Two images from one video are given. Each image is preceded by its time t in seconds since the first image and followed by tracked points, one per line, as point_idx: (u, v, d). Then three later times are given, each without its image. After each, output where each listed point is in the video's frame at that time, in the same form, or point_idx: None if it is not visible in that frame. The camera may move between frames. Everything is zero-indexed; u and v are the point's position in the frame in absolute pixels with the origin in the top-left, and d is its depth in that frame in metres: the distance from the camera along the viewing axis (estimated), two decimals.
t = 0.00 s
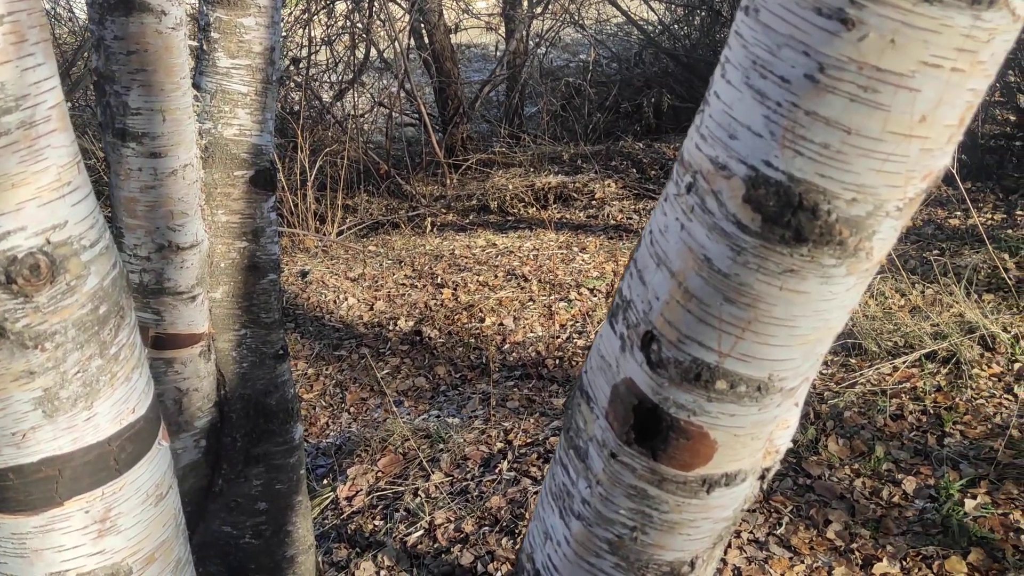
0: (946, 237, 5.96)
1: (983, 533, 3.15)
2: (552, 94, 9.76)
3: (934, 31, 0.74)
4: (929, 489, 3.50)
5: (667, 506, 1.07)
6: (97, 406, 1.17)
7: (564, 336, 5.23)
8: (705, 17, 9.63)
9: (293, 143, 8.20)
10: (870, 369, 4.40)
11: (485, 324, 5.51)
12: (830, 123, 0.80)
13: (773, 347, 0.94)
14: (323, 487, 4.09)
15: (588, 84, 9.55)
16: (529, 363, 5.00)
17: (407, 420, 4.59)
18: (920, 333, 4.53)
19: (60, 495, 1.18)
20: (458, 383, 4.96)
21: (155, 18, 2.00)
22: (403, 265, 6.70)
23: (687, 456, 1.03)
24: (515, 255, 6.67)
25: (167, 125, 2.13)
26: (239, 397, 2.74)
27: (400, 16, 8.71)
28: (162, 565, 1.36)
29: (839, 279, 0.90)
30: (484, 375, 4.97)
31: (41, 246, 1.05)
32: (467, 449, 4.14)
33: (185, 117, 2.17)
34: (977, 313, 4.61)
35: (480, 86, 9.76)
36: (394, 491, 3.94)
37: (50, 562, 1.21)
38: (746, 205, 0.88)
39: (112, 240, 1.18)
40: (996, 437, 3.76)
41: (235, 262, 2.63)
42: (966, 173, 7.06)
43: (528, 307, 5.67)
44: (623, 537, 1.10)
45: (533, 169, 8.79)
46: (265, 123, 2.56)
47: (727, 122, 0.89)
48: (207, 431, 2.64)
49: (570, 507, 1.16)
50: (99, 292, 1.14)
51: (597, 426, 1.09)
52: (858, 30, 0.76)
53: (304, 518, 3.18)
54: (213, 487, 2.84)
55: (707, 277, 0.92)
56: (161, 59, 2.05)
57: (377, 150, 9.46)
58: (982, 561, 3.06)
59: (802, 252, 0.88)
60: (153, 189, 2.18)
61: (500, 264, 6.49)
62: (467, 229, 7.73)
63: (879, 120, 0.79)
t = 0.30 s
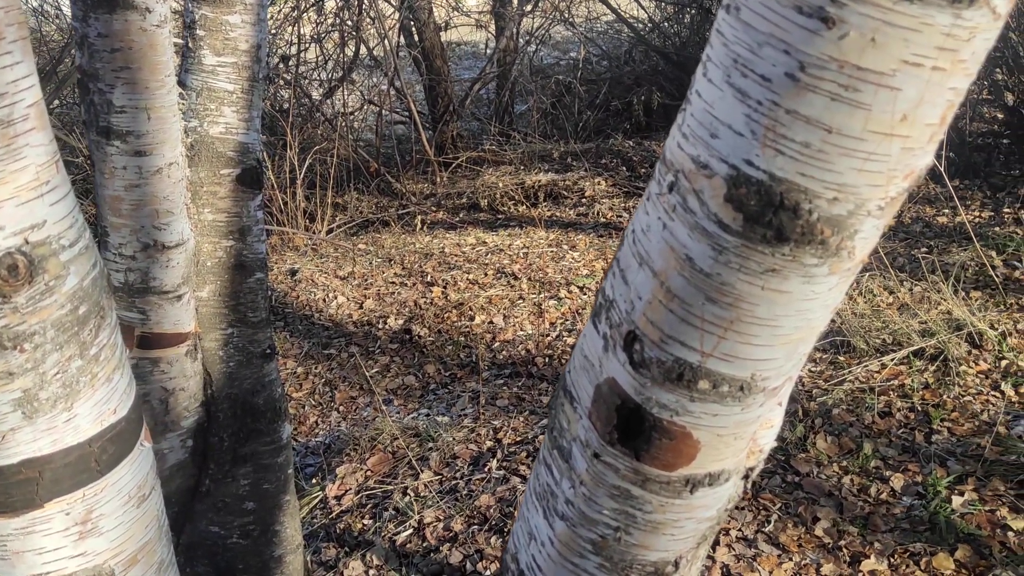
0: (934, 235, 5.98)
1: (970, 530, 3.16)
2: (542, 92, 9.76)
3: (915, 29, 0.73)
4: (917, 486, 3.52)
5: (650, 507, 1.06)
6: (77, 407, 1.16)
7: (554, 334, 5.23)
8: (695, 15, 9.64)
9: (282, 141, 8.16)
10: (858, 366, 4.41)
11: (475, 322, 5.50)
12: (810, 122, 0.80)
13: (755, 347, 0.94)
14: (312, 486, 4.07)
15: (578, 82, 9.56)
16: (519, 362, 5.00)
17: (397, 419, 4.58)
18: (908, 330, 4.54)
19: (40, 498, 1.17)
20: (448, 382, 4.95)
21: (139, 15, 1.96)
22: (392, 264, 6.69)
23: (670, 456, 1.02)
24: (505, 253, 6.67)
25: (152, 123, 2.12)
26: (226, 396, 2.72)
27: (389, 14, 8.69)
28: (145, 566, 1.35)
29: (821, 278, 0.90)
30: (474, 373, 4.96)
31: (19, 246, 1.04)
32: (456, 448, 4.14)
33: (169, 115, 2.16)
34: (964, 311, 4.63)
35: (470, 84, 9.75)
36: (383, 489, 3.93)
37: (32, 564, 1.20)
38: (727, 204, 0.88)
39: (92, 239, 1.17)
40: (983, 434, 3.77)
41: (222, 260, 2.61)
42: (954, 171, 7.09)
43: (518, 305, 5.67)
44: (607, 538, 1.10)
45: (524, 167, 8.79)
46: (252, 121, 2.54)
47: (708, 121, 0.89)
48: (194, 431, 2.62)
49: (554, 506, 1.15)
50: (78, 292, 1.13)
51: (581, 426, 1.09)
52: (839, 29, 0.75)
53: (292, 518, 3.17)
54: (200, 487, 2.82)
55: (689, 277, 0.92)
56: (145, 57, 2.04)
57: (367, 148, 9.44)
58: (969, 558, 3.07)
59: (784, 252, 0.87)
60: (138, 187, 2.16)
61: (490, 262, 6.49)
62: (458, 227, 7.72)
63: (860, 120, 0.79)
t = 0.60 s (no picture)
0: (920, 231, 6.00)
1: (955, 526, 3.18)
2: (530, 89, 9.76)
3: (894, 26, 0.73)
4: (902, 482, 3.53)
5: (632, 505, 1.06)
6: (55, 408, 1.14)
7: (542, 332, 5.23)
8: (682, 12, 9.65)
9: (269, 139, 8.13)
10: (845, 363, 4.42)
11: (462, 320, 5.50)
12: (790, 119, 0.80)
13: (736, 345, 0.94)
14: (298, 486, 4.06)
15: (565, 79, 9.58)
16: (506, 360, 4.99)
17: (384, 417, 4.57)
18: (894, 327, 4.56)
19: (18, 499, 1.15)
20: (435, 380, 4.94)
21: (121, 12, 1.95)
22: (380, 262, 6.67)
23: (651, 455, 1.02)
24: (492, 251, 6.66)
25: (134, 120, 2.10)
26: (210, 396, 2.71)
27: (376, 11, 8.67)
28: (125, 568, 1.34)
29: (802, 275, 0.90)
30: (461, 371, 4.96)
31: None
32: (444, 446, 4.13)
33: (151, 112, 2.14)
34: (949, 307, 4.65)
35: (457, 82, 9.73)
36: (369, 488, 3.92)
37: (9, 567, 1.18)
38: (707, 202, 0.87)
39: (68, 238, 1.16)
40: (968, 430, 3.79)
41: (205, 259, 2.59)
42: (939, 168, 7.12)
43: (505, 303, 5.67)
44: (589, 537, 1.10)
45: (511, 165, 8.78)
46: (235, 119, 2.52)
47: (688, 118, 0.88)
48: (177, 431, 2.61)
49: (536, 506, 1.15)
50: (55, 291, 1.11)
51: (562, 425, 1.08)
52: (817, 25, 0.75)
53: (277, 518, 3.16)
54: (185, 487, 2.80)
55: (670, 274, 0.91)
56: (127, 54, 2.02)
57: (354, 146, 9.42)
58: (954, 553, 3.08)
59: (765, 249, 0.87)
60: (120, 185, 2.13)
61: (477, 260, 6.48)
62: (445, 225, 7.71)
63: (839, 117, 0.78)
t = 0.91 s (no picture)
0: (905, 229, 6.03)
1: (940, 522, 3.19)
2: (516, 87, 9.76)
3: (874, 24, 0.73)
4: (887, 479, 3.55)
5: (616, 505, 1.06)
6: (33, 410, 1.13)
7: (528, 330, 5.23)
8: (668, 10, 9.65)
9: (254, 138, 8.09)
10: (830, 360, 4.44)
11: (448, 318, 5.49)
12: (771, 118, 0.79)
13: (719, 343, 0.93)
14: (284, 486, 4.04)
15: (551, 77, 9.59)
16: (493, 358, 4.99)
17: (370, 417, 4.55)
18: (879, 324, 4.58)
19: None
20: (422, 379, 4.93)
21: (101, 10, 1.93)
22: (366, 261, 6.65)
23: (634, 455, 1.02)
24: (479, 249, 6.65)
25: (116, 120, 2.08)
26: (194, 396, 2.69)
27: (361, 9, 8.65)
28: (106, 570, 1.33)
29: (784, 274, 0.90)
30: (447, 370, 4.95)
31: None
32: (430, 445, 4.12)
33: (133, 111, 2.12)
34: (934, 305, 4.67)
35: (443, 80, 9.72)
36: (356, 488, 3.91)
37: None
38: (689, 200, 0.87)
39: (46, 238, 1.14)
40: (952, 426, 3.81)
41: (188, 259, 2.58)
42: (923, 165, 7.15)
43: (492, 302, 5.66)
44: (573, 537, 1.09)
45: (498, 163, 8.77)
46: (218, 117, 2.51)
47: (670, 116, 0.88)
48: (161, 432, 2.59)
49: (520, 506, 1.14)
50: (33, 292, 1.10)
51: (546, 425, 1.08)
52: (798, 24, 0.75)
53: (263, 519, 3.14)
54: (169, 488, 2.78)
55: (652, 273, 0.91)
56: (108, 52, 2.00)
57: (340, 144, 9.40)
58: (939, 549, 3.10)
59: (747, 248, 0.87)
60: (101, 185, 2.12)
61: (464, 259, 6.47)
62: (431, 223, 7.69)
63: (820, 115, 0.78)
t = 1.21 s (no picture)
0: (894, 228, 6.05)
1: (929, 519, 3.21)
2: (507, 87, 9.77)
3: (864, 22, 0.73)
4: (877, 477, 3.57)
5: (607, 503, 1.06)
6: (22, 410, 1.12)
7: (519, 330, 5.23)
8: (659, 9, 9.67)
9: (244, 137, 8.07)
10: (821, 359, 4.45)
11: (439, 318, 5.48)
12: (762, 115, 0.80)
13: (710, 341, 0.94)
14: (275, 486, 4.02)
15: (541, 77, 9.60)
16: (484, 358, 4.99)
17: (361, 417, 4.54)
18: (869, 323, 4.60)
19: None
20: (413, 379, 4.92)
21: (89, 8, 1.92)
22: (356, 260, 6.64)
23: (626, 453, 1.01)
24: (470, 249, 6.65)
25: (104, 118, 2.07)
26: (184, 396, 2.68)
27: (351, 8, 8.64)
28: (96, 571, 1.32)
29: (774, 272, 0.90)
30: (439, 370, 4.94)
31: None
32: (422, 445, 4.11)
33: (122, 110, 2.11)
34: (923, 303, 4.69)
35: (434, 79, 9.72)
36: (347, 488, 3.90)
37: None
38: (680, 198, 0.87)
39: (34, 237, 1.14)
40: (942, 424, 3.83)
41: (178, 259, 2.57)
42: (913, 164, 7.18)
43: (483, 301, 5.66)
44: (565, 535, 1.09)
45: (488, 163, 8.77)
46: (208, 116, 2.50)
47: (660, 114, 0.88)
48: (151, 432, 2.58)
49: (511, 505, 1.14)
50: (21, 291, 1.09)
51: (537, 423, 1.08)
52: (788, 21, 0.75)
53: (254, 519, 3.13)
54: (159, 489, 2.77)
55: (642, 271, 0.91)
56: (96, 50, 1.99)
57: (330, 144, 9.39)
58: (928, 547, 3.12)
59: (738, 246, 0.87)
60: (90, 184, 2.10)
61: (455, 258, 6.46)
62: (422, 223, 7.68)
63: (811, 112, 0.78)
